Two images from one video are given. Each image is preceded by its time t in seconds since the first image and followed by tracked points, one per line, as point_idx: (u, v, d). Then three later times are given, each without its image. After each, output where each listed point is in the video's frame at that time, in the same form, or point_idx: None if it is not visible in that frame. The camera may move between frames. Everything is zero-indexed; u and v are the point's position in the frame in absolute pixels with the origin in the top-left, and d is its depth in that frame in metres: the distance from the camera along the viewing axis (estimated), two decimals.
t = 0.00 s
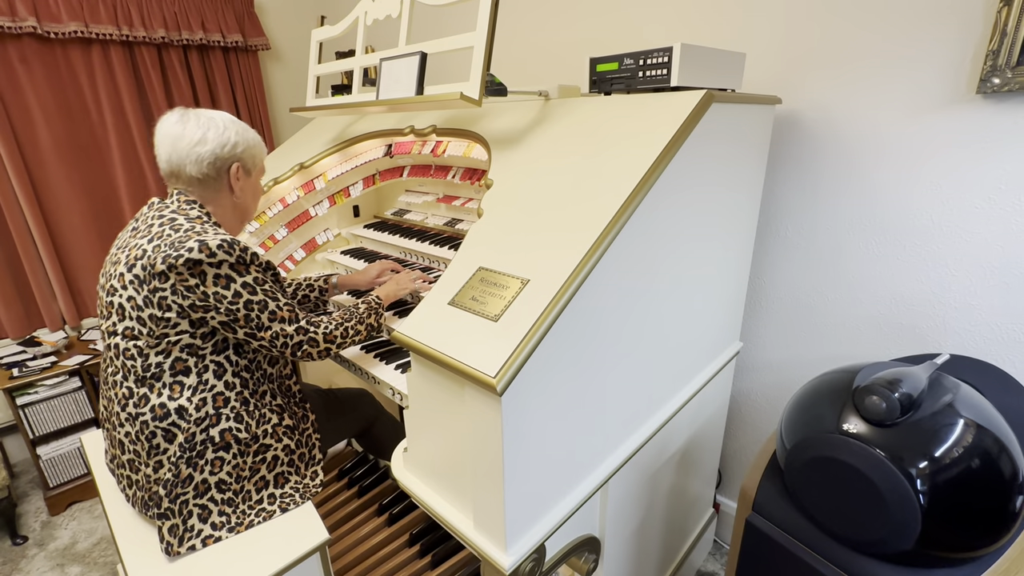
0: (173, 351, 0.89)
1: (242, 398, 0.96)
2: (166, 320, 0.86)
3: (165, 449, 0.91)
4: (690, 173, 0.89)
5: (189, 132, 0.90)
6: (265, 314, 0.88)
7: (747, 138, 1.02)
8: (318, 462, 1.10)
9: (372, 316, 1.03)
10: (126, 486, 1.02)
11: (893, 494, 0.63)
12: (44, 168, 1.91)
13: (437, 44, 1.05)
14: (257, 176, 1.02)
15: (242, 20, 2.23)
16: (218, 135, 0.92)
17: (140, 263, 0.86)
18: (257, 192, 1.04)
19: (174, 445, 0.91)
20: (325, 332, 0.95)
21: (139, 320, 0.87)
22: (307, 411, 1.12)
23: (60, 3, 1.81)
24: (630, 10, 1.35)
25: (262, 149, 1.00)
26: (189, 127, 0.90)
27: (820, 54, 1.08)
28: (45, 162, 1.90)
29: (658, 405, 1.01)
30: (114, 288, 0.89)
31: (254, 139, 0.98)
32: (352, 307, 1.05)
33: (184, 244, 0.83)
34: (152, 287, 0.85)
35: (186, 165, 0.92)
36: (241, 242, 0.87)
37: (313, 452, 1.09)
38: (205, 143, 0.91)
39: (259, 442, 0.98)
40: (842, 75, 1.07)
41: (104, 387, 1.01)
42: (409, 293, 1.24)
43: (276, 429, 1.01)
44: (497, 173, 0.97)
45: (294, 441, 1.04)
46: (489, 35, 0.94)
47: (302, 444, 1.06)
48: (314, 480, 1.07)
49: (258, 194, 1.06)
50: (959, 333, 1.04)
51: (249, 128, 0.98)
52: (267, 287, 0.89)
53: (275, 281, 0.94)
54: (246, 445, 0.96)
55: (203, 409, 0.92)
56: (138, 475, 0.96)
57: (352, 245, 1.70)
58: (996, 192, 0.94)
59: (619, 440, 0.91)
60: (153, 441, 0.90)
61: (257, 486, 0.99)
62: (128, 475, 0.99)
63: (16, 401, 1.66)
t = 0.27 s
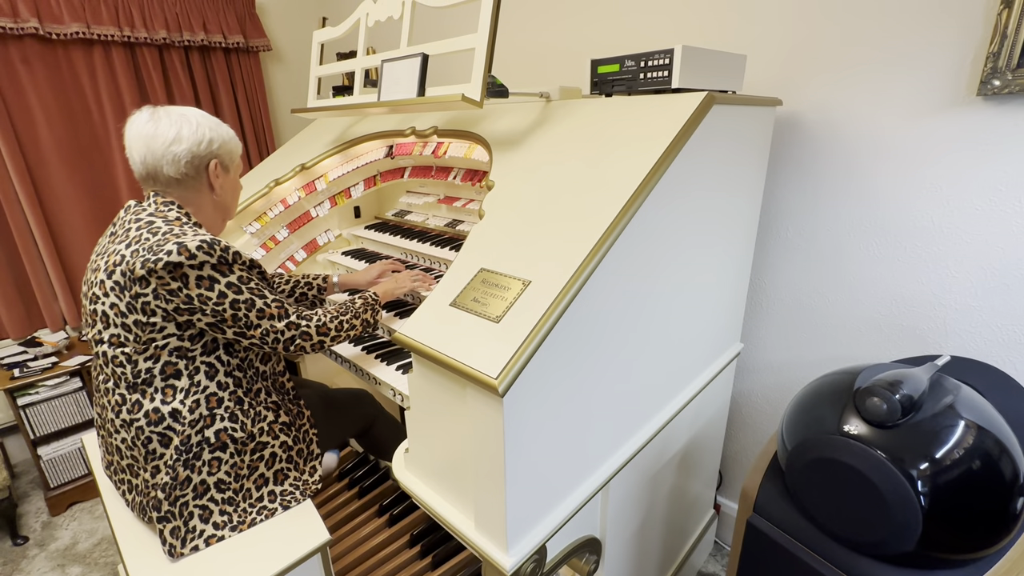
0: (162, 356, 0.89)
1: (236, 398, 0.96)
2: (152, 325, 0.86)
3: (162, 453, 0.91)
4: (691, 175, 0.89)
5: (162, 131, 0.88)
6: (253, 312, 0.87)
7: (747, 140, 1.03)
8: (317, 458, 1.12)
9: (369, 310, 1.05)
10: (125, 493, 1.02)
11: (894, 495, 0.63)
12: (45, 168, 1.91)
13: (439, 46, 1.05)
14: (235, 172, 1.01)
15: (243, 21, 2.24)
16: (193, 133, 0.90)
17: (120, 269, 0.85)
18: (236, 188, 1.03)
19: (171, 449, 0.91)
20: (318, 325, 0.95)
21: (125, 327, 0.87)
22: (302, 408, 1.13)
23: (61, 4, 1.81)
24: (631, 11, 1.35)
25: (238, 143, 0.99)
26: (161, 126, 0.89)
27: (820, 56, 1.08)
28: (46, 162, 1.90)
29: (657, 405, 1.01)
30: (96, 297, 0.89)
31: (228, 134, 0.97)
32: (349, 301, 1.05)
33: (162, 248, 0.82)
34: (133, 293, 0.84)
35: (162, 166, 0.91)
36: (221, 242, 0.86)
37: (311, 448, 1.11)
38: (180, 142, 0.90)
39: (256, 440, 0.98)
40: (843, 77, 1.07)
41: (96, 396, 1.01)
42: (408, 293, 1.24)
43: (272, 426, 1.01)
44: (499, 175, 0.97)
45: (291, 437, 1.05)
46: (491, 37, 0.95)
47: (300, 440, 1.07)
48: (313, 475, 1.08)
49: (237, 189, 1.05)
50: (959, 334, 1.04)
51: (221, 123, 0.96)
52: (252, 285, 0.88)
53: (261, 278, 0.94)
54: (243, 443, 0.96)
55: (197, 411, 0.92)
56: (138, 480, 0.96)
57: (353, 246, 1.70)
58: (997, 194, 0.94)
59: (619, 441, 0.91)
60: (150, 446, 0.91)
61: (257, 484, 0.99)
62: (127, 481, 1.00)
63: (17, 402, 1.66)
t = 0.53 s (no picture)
0: (157, 354, 0.89)
1: (234, 393, 0.96)
2: (146, 323, 0.86)
3: (161, 451, 0.91)
4: (691, 176, 0.89)
5: (144, 129, 0.88)
6: (249, 305, 0.88)
7: (747, 141, 1.03)
8: (315, 453, 1.12)
9: (367, 302, 1.05)
10: (126, 494, 1.02)
11: (894, 496, 0.63)
12: (45, 168, 1.91)
13: (439, 47, 1.05)
14: (218, 168, 1.02)
15: (244, 22, 2.24)
16: (175, 130, 0.91)
17: (110, 269, 0.85)
18: (222, 184, 1.04)
19: (171, 447, 0.91)
20: (316, 313, 0.96)
21: (118, 327, 0.87)
22: (298, 406, 1.13)
23: (62, 5, 1.82)
24: (631, 12, 1.35)
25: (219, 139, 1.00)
26: (142, 125, 0.89)
27: (820, 58, 1.09)
28: (46, 162, 1.90)
29: (658, 405, 1.01)
30: (88, 298, 0.89)
31: (209, 130, 0.98)
32: (347, 293, 1.06)
33: (153, 244, 0.82)
34: (126, 292, 0.84)
35: (147, 166, 0.91)
36: (212, 237, 0.86)
37: (310, 444, 1.11)
38: (164, 139, 0.90)
39: (254, 435, 0.98)
40: (843, 78, 1.07)
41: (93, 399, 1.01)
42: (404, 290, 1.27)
43: (270, 422, 1.02)
44: (499, 176, 0.97)
45: (290, 433, 1.05)
46: (491, 38, 0.95)
47: (298, 436, 1.07)
48: (312, 471, 1.08)
49: (222, 186, 1.06)
50: (959, 335, 1.04)
51: (201, 120, 0.97)
52: (247, 278, 0.89)
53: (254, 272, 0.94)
54: (241, 439, 0.97)
55: (195, 407, 0.92)
56: (138, 480, 0.96)
57: (353, 246, 1.70)
58: (996, 195, 0.95)
59: (619, 442, 0.91)
60: (149, 445, 0.91)
61: (257, 480, 1.00)
62: (128, 482, 0.99)
63: (17, 402, 1.66)
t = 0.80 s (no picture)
0: (155, 354, 0.89)
1: (233, 392, 0.96)
2: (144, 324, 0.86)
3: (162, 451, 0.91)
4: (691, 177, 0.89)
5: (137, 129, 0.88)
6: (245, 303, 0.88)
7: (747, 142, 1.03)
8: (315, 452, 1.11)
9: (364, 302, 1.06)
10: (127, 495, 1.02)
11: (894, 497, 0.63)
12: (46, 169, 1.91)
13: (439, 48, 1.05)
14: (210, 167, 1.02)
15: (244, 23, 2.24)
16: (167, 129, 0.91)
17: (107, 270, 0.85)
18: (215, 183, 1.04)
19: (171, 447, 0.91)
20: (313, 312, 0.96)
21: (116, 328, 0.87)
22: (298, 405, 1.13)
23: (62, 5, 1.82)
24: (631, 13, 1.35)
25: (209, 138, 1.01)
26: (134, 125, 0.89)
27: (820, 59, 1.09)
28: (47, 164, 1.91)
29: (658, 405, 1.01)
30: (85, 300, 0.89)
31: (199, 129, 0.98)
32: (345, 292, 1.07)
33: (148, 245, 0.82)
34: (122, 292, 0.84)
35: (142, 165, 0.91)
36: (207, 236, 0.86)
37: (309, 443, 1.11)
38: (157, 138, 0.90)
39: (254, 434, 0.98)
40: (842, 79, 1.07)
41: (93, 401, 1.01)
42: (404, 291, 1.28)
43: (270, 420, 1.01)
44: (499, 176, 0.97)
45: (289, 431, 1.05)
46: (491, 38, 0.95)
47: (298, 434, 1.07)
48: (312, 469, 1.08)
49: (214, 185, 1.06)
50: (958, 336, 1.05)
51: (190, 120, 0.97)
52: (243, 277, 0.89)
53: (251, 271, 0.94)
54: (240, 438, 0.97)
55: (194, 406, 0.92)
56: (140, 481, 0.96)
57: (353, 247, 1.70)
58: (996, 196, 0.95)
59: (619, 442, 0.91)
60: (149, 446, 0.91)
61: (257, 478, 1.00)
62: (129, 484, 1.00)
63: (16, 403, 1.66)
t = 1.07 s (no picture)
0: (154, 356, 0.89)
1: (232, 395, 0.96)
2: (142, 326, 0.86)
3: (160, 453, 0.91)
4: (689, 178, 0.89)
5: (138, 131, 0.89)
6: (244, 307, 0.88)
7: (745, 143, 1.03)
8: (315, 454, 1.11)
9: (361, 308, 1.05)
10: (126, 497, 1.02)
11: (892, 498, 0.64)
12: (45, 170, 1.91)
13: (438, 49, 1.05)
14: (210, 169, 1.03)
15: (244, 24, 2.24)
16: (168, 130, 0.92)
17: (106, 271, 0.85)
18: (215, 184, 1.04)
19: (170, 449, 0.91)
20: (309, 318, 0.96)
21: (115, 330, 0.87)
22: (296, 407, 1.13)
23: (62, 6, 1.82)
24: (630, 15, 1.35)
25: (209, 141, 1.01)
26: (135, 126, 0.89)
27: (818, 61, 1.09)
28: (46, 165, 1.91)
29: (657, 406, 1.01)
30: (84, 301, 0.89)
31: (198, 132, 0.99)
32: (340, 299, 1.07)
33: (148, 246, 0.82)
34: (122, 294, 0.85)
35: (143, 167, 0.91)
36: (206, 238, 0.86)
37: (308, 445, 1.10)
38: (158, 140, 0.91)
39: (253, 437, 0.98)
40: (840, 81, 1.07)
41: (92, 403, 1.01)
42: (404, 293, 1.27)
43: (269, 423, 1.01)
44: (498, 178, 0.97)
45: (288, 433, 1.05)
46: (490, 40, 0.95)
47: (297, 437, 1.07)
48: (311, 472, 1.08)
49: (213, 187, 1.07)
50: (956, 337, 1.05)
51: (190, 122, 0.98)
52: (241, 280, 0.89)
53: (250, 274, 0.95)
54: (239, 440, 0.96)
55: (192, 409, 0.92)
56: (139, 484, 0.96)
57: (352, 248, 1.70)
58: (994, 198, 0.95)
59: (618, 443, 0.91)
60: (148, 448, 0.91)
61: (256, 481, 1.00)
62: (128, 486, 0.99)
63: (15, 404, 1.66)
